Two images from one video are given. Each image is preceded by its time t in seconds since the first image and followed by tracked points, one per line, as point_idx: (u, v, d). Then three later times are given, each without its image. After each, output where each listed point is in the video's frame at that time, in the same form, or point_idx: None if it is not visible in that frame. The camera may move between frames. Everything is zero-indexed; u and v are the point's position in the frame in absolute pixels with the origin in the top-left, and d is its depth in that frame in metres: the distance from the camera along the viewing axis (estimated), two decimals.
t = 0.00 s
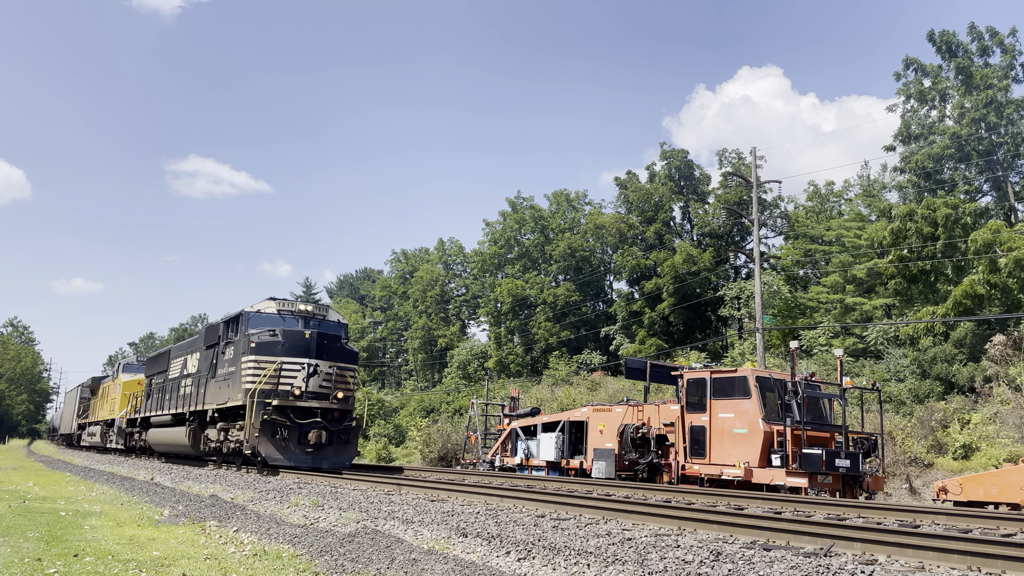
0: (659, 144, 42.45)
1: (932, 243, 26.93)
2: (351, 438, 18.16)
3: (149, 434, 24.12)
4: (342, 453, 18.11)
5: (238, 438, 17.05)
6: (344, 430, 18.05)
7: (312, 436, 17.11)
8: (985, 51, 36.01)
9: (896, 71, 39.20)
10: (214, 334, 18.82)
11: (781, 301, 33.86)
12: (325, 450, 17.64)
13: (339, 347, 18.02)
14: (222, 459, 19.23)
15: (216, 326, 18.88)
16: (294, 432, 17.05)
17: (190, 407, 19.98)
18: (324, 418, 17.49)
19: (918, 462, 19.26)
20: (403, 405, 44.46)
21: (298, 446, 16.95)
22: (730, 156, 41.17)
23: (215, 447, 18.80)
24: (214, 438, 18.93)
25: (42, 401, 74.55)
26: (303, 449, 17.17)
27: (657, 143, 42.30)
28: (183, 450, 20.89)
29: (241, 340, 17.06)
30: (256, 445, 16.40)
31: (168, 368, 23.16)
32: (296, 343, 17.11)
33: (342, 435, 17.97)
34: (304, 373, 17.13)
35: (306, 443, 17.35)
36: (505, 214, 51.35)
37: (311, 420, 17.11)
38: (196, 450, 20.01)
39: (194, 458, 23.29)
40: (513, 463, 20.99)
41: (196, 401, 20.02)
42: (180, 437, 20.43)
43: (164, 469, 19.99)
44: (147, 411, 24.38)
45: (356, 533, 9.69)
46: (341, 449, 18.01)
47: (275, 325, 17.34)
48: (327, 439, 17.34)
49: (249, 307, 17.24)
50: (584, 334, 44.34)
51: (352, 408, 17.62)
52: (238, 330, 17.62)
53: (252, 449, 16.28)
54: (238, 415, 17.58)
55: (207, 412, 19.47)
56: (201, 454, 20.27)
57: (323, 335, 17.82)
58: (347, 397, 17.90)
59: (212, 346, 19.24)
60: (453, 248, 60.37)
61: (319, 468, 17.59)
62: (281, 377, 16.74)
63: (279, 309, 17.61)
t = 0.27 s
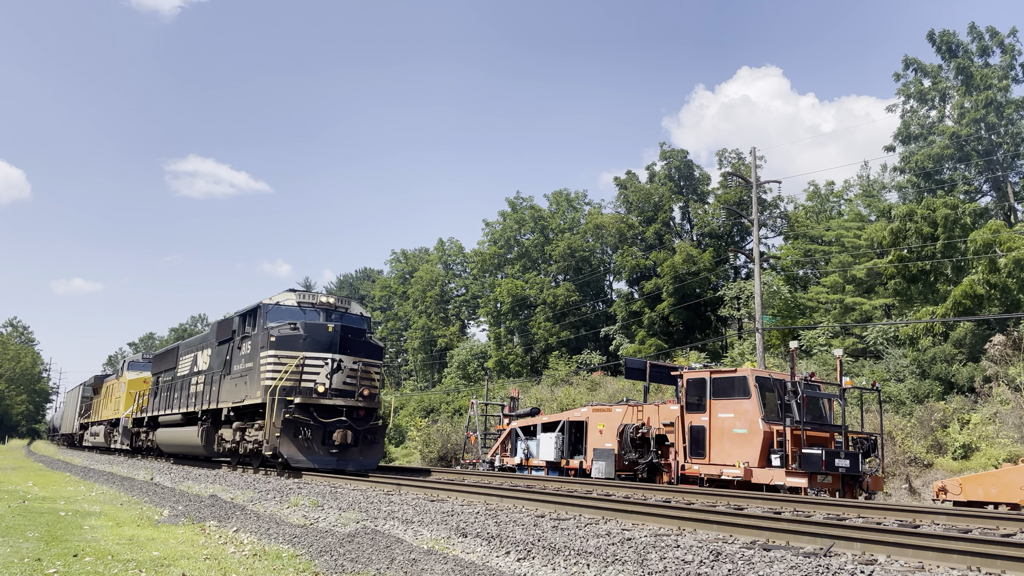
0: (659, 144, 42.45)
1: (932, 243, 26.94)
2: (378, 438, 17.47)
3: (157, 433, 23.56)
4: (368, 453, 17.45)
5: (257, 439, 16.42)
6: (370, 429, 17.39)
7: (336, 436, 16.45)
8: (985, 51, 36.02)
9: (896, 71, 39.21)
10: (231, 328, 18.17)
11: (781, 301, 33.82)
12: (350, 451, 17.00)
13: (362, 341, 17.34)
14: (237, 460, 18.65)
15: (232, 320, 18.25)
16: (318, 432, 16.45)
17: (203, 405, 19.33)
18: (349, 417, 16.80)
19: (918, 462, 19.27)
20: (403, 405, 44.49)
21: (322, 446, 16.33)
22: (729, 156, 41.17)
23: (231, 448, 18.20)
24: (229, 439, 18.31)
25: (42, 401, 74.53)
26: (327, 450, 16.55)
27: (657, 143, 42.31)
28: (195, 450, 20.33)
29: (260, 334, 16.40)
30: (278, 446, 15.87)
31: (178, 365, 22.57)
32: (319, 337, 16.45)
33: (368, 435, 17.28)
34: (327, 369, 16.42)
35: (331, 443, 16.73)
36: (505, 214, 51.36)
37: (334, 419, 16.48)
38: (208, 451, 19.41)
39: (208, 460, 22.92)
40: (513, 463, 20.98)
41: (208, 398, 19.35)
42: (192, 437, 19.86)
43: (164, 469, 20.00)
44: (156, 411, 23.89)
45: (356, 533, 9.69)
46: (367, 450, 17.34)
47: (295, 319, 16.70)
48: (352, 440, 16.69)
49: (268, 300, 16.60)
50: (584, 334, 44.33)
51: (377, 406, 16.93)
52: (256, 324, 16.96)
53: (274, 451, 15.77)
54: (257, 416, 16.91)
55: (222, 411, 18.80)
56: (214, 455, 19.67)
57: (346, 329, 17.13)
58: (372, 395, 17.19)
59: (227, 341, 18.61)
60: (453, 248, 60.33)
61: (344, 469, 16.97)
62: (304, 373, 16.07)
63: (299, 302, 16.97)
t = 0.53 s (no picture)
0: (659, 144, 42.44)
1: (932, 243, 26.94)
2: (409, 438, 16.19)
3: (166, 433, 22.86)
4: (400, 456, 16.13)
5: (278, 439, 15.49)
6: (401, 429, 16.15)
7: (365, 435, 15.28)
8: (986, 51, 36.02)
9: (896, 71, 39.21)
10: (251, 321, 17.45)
11: (780, 301, 33.77)
12: (380, 452, 15.75)
13: (391, 334, 16.40)
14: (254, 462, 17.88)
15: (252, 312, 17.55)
16: (345, 431, 15.32)
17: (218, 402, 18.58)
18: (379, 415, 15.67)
19: (918, 462, 19.28)
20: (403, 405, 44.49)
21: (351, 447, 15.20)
22: (729, 156, 41.16)
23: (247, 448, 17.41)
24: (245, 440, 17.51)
25: (42, 400, 74.48)
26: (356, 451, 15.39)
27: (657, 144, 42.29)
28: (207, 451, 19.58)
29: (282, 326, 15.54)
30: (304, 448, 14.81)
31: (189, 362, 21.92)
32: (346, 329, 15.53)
33: (399, 436, 16.03)
34: (355, 365, 15.42)
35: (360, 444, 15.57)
36: (505, 214, 51.36)
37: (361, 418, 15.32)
38: (222, 452, 18.61)
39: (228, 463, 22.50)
40: (513, 463, 20.97)
41: (224, 395, 18.61)
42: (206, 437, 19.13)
43: (163, 469, 20.01)
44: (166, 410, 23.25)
45: (356, 533, 9.69)
46: (398, 451, 16.02)
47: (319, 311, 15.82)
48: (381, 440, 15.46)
49: (290, 291, 15.75)
50: (584, 334, 44.30)
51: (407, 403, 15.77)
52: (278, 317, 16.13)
53: (298, 451, 14.71)
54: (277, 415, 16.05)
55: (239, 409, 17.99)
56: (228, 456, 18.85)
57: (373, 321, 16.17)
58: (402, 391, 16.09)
59: (245, 334, 17.90)
60: (453, 248, 60.28)
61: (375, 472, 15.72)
62: (329, 368, 15.12)
63: (322, 293, 16.10)
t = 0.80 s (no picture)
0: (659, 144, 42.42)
1: (932, 243, 26.94)
2: (443, 439, 15.17)
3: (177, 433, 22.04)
4: (435, 457, 15.10)
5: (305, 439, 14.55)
6: (435, 429, 15.14)
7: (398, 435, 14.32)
8: (986, 51, 36.02)
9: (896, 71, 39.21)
10: (269, 313, 16.63)
11: (780, 301, 33.72)
12: (415, 453, 14.74)
13: (422, 326, 15.57)
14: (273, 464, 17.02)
15: (270, 304, 16.73)
16: (377, 431, 14.35)
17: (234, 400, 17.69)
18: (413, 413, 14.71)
19: (918, 462, 19.30)
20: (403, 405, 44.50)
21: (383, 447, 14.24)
22: (730, 156, 41.15)
23: (266, 449, 16.52)
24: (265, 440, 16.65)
25: (42, 400, 74.45)
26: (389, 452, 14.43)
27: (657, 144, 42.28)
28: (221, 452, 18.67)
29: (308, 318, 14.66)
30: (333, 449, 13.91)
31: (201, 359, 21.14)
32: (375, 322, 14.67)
33: (434, 436, 15.01)
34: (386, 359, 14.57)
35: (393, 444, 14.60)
36: (505, 214, 51.35)
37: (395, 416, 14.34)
38: (237, 454, 17.65)
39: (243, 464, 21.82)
40: (513, 463, 20.96)
41: (238, 393, 17.77)
42: (220, 437, 18.23)
43: (163, 469, 20.00)
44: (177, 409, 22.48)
45: (356, 533, 9.69)
46: (433, 452, 15.01)
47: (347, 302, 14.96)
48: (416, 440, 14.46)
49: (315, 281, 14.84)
50: (584, 334, 44.31)
51: (442, 401, 14.82)
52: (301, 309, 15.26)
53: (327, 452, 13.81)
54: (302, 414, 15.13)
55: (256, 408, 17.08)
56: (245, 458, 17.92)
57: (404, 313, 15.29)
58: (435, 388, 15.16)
59: (263, 328, 17.08)
60: (453, 248, 60.26)
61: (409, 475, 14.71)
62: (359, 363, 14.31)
63: (349, 283, 15.22)
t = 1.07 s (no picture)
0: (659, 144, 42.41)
1: (931, 243, 26.94)
2: (484, 439, 14.19)
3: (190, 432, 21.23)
4: (474, 459, 14.12)
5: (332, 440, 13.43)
6: (476, 428, 14.13)
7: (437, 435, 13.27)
8: (986, 51, 36.02)
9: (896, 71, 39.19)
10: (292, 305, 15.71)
11: (780, 301, 33.67)
12: (454, 454, 13.73)
13: (459, 319, 14.45)
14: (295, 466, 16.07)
15: (292, 296, 15.81)
16: (414, 430, 13.30)
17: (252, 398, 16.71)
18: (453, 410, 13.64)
19: (918, 462, 19.32)
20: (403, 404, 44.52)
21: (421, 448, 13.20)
22: (729, 156, 41.16)
23: (289, 451, 15.56)
24: (287, 441, 15.64)
25: (42, 400, 74.49)
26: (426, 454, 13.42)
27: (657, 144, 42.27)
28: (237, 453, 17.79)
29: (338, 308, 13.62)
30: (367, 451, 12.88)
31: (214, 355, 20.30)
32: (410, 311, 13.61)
33: (473, 436, 13.99)
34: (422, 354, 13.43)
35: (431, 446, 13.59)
36: (505, 214, 51.35)
37: (433, 415, 13.25)
38: (256, 455, 16.74)
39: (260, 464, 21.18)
40: (513, 463, 20.95)
41: (257, 390, 16.85)
42: (237, 437, 17.36)
43: (164, 469, 20.00)
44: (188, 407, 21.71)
45: (356, 533, 9.70)
46: (472, 453, 14.02)
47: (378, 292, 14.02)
48: (457, 440, 13.42)
49: (344, 269, 13.98)
50: (584, 334, 44.32)
51: (483, 399, 13.69)
52: (329, 300, 14.26)
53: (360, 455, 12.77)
54: (329, 413, 14.05)
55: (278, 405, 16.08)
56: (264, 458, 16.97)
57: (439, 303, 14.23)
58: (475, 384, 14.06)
59: (283, 322, 16.16)
60: (453, 248, 60.26)
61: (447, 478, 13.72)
62: (393, 358, 13.17)
63: (380, 271, 14.30)
